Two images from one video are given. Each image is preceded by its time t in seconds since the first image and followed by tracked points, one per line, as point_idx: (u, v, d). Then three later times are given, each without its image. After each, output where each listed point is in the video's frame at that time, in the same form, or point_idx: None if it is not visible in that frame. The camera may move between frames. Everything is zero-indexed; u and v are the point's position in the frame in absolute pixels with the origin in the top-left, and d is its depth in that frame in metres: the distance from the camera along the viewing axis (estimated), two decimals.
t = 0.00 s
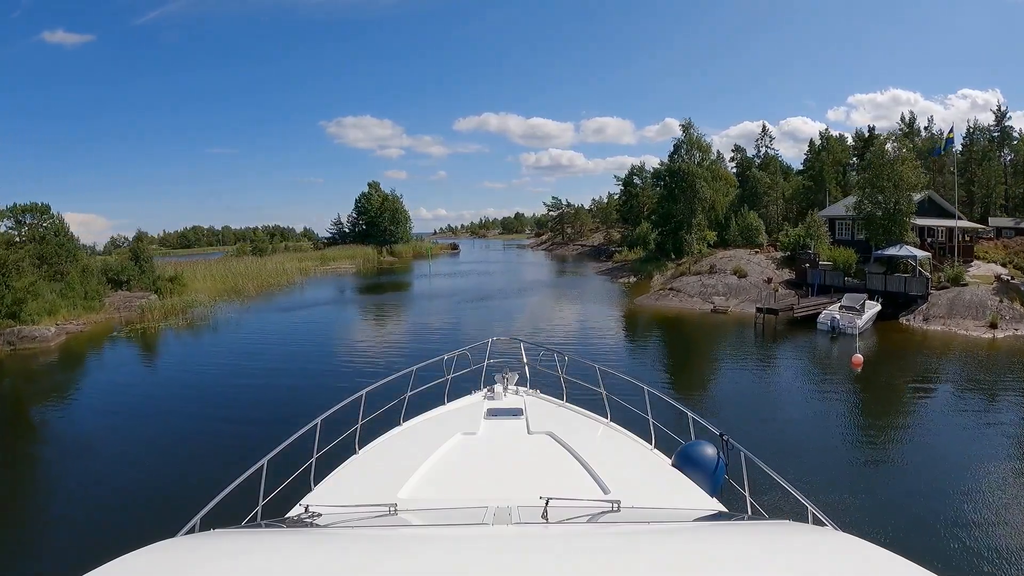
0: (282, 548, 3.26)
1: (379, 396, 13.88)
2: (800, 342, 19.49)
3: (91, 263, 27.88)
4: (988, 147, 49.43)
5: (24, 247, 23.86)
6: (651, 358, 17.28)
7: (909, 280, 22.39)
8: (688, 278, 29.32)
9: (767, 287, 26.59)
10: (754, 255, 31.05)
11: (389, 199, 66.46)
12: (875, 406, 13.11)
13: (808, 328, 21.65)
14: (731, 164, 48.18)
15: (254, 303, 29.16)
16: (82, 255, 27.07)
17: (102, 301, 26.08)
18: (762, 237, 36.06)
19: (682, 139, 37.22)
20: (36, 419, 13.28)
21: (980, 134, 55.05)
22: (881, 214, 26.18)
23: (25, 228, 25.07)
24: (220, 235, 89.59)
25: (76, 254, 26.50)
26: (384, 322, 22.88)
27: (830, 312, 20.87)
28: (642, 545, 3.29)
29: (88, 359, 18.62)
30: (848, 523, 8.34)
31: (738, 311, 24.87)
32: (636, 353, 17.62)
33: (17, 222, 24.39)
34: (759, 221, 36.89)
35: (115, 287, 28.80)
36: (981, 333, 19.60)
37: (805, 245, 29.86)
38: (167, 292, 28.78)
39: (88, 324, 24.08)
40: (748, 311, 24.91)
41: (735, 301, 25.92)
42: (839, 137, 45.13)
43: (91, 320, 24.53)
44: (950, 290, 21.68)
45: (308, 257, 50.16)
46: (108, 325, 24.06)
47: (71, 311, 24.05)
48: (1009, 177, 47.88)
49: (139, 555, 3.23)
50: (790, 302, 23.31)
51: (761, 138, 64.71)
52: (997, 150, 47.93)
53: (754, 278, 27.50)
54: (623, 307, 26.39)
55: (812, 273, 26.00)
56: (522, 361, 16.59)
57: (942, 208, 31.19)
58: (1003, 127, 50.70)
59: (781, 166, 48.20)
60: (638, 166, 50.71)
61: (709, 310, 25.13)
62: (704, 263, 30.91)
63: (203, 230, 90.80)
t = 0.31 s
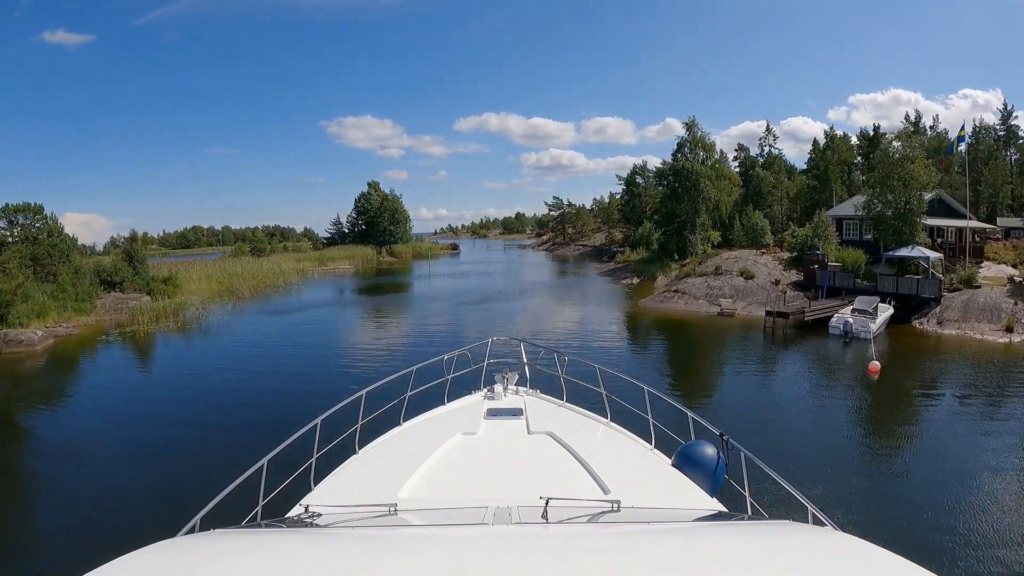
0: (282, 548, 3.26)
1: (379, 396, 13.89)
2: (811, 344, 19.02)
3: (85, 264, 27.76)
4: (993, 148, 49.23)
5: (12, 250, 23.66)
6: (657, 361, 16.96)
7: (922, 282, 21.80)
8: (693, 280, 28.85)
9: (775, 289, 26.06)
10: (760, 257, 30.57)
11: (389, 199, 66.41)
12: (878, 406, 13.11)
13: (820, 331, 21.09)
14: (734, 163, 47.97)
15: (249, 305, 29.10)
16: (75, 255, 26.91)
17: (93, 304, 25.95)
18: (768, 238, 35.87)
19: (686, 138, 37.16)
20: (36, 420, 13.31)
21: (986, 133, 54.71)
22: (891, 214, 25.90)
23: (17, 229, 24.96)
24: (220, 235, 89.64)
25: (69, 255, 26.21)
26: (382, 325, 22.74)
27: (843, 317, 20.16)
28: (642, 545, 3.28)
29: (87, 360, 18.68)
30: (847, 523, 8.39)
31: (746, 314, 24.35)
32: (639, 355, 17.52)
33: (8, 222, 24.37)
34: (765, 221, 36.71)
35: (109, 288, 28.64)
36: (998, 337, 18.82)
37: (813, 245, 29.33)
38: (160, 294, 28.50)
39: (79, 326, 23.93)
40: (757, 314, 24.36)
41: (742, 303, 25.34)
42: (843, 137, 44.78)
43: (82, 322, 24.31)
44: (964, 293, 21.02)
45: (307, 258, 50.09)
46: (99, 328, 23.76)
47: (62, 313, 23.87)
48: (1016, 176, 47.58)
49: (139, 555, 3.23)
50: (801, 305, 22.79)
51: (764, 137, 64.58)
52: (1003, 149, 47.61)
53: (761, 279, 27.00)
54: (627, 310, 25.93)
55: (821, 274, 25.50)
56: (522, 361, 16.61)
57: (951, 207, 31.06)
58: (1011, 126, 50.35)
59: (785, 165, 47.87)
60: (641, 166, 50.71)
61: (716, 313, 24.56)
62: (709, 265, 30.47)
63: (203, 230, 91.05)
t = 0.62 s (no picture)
0: (284, 548, 3.27)
1: (379, 396, 13.93)
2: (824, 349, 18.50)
3: (77, 264, 27.65)
4: (998, 148, 48.95)
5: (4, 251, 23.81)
6: (663, 365, 16.70)
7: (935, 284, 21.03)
8: (698, 280, 28.29)
9: (783, 291, 25.44)
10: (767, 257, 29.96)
11: (389, 199, 66.42)
12: (879, 407, 13.17)
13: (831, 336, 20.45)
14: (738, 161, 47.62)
15: (245, 306, 29.23)
16: (67, 256, 26.83)
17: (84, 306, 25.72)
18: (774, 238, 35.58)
19: (690, 137, 37.00)
20: (39, 421, 13.38)
21: (991, 132, 54.40)
22: (902, 214, 25.56)
23: (11, 229, 25.07)
24: (220, 234, 89.82)
25: (63, 256, 26.23)
26: (382, 326, 22.69)
27: (856, 320, 19.64)
28: (642, 545, 3.28)
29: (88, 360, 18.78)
30: (846, 521, 8.49)
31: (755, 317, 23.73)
32: (642, 357, 17.44)
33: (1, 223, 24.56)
34: (771, 220, 36.51)
35: (102, 290, 28.45)
36: (1012, 340, 18.22)
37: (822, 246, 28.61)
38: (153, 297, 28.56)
39: (69, 329, 23.51)
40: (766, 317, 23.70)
41: (750, 306, 24.86)
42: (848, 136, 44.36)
43: (72, 325, 23.96)
44: (978, 294, 20.44)
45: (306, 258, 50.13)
46: (88, 331, 23.35)
47: (52, 315, 23.53)
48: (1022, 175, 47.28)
49: (141, 556, 3.24)
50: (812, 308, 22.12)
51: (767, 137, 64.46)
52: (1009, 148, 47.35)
53: (769, 280, 26.37)
54: (632, 312, 25.37)
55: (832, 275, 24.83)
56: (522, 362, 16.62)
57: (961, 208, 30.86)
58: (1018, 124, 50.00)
59: (790, 165, 47.53)
60: (644, 165, 50.62)
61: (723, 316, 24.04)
62: (715, 265, 29.82)
63: (203, 230, 91.23)
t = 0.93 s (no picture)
0: (283, 548, 3.27)
1: (379, 396, 13.93)
2: (839, 356, 17.74)
3: (68, 265, 27.47)
4: (1005, 147, 48.59)
5: None
6: (667, 367, 16.59)
7: (950, 286, 20.36)
8: (704, 282, 27.67)
9: (792, 293, 24.73)
10: (775, 258, 29.18)
11: (388, 198, 66.38)
12: (881, 408, 13.22)
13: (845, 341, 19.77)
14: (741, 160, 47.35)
15: (239, 307, 29.16)
16: (59, 257, 26.67)
17: (74, 307, 25.51)
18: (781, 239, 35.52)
19: (694, 135, 36.83)
20: (40, 423, 13.47)
21: (999, 131, 53.96)
22: (915, 214, 25.13)
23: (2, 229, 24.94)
24: (220, 235, 89.87)
25: (54, 257, 26.20)
26: (382, 329, 22.60)
27: (872, 325, 19.05)
28: (642, 546, 3.28)
29: (85, 362, 18.81)
30: (844, 522, 8.55)
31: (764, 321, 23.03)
32: (644, 359, 17.39)
33: None
34: (778, 220, 36.34)
35: (93, 291, 28.24)
36: None
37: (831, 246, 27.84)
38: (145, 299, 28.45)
39: (57, 332, 23.32)
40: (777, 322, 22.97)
41: (759, 308, 24.11)
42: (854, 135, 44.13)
43: (60, 328, 23.74)
44: (995, 297, 19.74)
45: (304, 258, 50.08)
46: (77, 334, 23.17)
47: (40, 318, 23.32)
48: None
49: (142, 556, 3.25)
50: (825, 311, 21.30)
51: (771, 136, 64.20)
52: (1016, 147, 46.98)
53: (778, 282, 25.64)
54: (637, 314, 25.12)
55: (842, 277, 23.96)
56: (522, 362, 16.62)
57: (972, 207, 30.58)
58: None
59: (795, 164, 47.30)
60: (646, 164, 50.55)
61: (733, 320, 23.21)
62: (722, 266, 29.26)
63: (203, 230, 91.32)
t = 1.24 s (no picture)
0: (282, 548, 3.27)
1: (379, 397, 13.93)
2: (852, 361, 17.19)
3: (60, 266, 27.37)
4: (1011, 146, 48.30)
5: None
6: (671, 369, 16.50)
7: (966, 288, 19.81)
8: (710, 284, 26.98)
9: (802, 295, 24.03)
10: (783, 258, 28.33)
11: (388, 198, 66.46)
12: (883, 409, 13.22)
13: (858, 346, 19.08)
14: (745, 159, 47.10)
15: (235, 309, 29.14)
16: (50, 258, 26.62)
17: (65, 309, 25.36)
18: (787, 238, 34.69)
19: (697, 133, 36.77)
20: (41, 424, 13.55)
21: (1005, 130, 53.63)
22: (926, 213, 24.43)
23: None
24: (220, 234, 90.01)
25: (46, 257, 26.27)
26: (381, 331, 22.52)
27: (887, 330, 18.17)
28: (641, 546, 3.27)
29: (83, 364, 18.87)
30: (845, 523, 8.58)
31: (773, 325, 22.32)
32: (647, 361, 17.35)
33: None
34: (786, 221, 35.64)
35: (86, 292, 28.11)
36: None
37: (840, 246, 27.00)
38: (138, 301, 28.38)
39: (46, 335, 23.15)
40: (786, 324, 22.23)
41: (767, 310, 23.50)
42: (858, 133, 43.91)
43: (49, 330, 23.53)
44: (1009, 300, 19.40)
45: (302, 258, 50.13)
46: (67, 336, 23.01)
47: (29, 320, 23.16)
48: None
49: (142, 555, 3.25)
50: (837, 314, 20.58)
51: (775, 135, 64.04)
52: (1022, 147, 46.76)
53: (787, 284, 24.93)
54: (640, 316, 25.02)
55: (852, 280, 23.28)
56: (522, 362, 16.64)
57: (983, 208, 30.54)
58: None
59: (799, 163, 46.94)
60: (648, 163, 50.57)
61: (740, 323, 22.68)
62: (728, 268, 28.75)
63: (203, 230, 91.45)
